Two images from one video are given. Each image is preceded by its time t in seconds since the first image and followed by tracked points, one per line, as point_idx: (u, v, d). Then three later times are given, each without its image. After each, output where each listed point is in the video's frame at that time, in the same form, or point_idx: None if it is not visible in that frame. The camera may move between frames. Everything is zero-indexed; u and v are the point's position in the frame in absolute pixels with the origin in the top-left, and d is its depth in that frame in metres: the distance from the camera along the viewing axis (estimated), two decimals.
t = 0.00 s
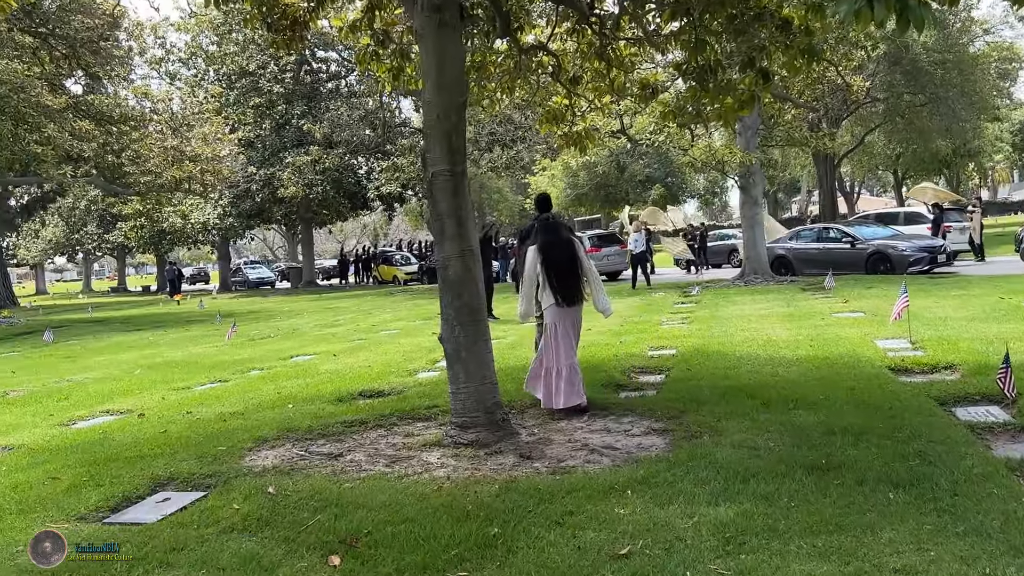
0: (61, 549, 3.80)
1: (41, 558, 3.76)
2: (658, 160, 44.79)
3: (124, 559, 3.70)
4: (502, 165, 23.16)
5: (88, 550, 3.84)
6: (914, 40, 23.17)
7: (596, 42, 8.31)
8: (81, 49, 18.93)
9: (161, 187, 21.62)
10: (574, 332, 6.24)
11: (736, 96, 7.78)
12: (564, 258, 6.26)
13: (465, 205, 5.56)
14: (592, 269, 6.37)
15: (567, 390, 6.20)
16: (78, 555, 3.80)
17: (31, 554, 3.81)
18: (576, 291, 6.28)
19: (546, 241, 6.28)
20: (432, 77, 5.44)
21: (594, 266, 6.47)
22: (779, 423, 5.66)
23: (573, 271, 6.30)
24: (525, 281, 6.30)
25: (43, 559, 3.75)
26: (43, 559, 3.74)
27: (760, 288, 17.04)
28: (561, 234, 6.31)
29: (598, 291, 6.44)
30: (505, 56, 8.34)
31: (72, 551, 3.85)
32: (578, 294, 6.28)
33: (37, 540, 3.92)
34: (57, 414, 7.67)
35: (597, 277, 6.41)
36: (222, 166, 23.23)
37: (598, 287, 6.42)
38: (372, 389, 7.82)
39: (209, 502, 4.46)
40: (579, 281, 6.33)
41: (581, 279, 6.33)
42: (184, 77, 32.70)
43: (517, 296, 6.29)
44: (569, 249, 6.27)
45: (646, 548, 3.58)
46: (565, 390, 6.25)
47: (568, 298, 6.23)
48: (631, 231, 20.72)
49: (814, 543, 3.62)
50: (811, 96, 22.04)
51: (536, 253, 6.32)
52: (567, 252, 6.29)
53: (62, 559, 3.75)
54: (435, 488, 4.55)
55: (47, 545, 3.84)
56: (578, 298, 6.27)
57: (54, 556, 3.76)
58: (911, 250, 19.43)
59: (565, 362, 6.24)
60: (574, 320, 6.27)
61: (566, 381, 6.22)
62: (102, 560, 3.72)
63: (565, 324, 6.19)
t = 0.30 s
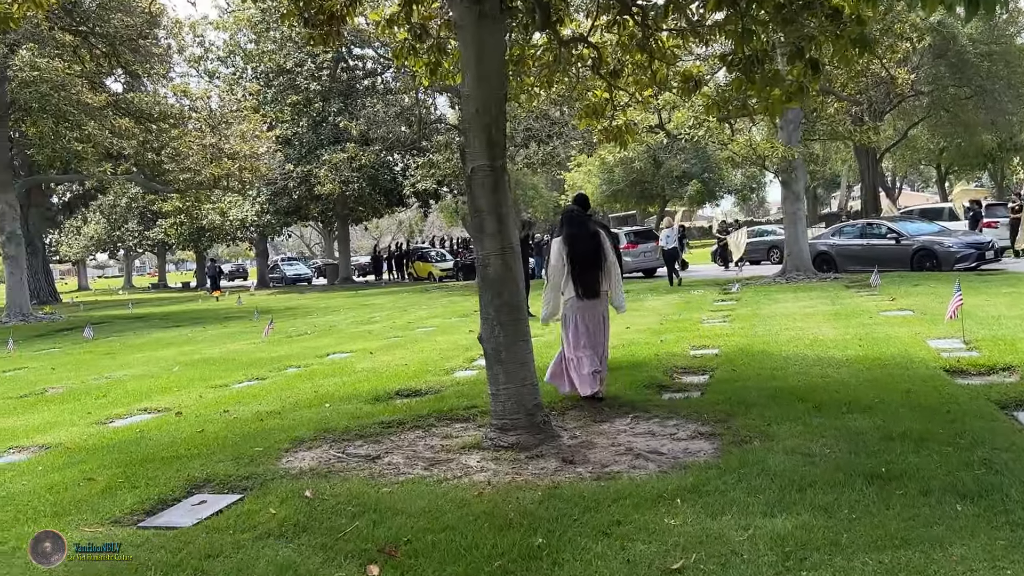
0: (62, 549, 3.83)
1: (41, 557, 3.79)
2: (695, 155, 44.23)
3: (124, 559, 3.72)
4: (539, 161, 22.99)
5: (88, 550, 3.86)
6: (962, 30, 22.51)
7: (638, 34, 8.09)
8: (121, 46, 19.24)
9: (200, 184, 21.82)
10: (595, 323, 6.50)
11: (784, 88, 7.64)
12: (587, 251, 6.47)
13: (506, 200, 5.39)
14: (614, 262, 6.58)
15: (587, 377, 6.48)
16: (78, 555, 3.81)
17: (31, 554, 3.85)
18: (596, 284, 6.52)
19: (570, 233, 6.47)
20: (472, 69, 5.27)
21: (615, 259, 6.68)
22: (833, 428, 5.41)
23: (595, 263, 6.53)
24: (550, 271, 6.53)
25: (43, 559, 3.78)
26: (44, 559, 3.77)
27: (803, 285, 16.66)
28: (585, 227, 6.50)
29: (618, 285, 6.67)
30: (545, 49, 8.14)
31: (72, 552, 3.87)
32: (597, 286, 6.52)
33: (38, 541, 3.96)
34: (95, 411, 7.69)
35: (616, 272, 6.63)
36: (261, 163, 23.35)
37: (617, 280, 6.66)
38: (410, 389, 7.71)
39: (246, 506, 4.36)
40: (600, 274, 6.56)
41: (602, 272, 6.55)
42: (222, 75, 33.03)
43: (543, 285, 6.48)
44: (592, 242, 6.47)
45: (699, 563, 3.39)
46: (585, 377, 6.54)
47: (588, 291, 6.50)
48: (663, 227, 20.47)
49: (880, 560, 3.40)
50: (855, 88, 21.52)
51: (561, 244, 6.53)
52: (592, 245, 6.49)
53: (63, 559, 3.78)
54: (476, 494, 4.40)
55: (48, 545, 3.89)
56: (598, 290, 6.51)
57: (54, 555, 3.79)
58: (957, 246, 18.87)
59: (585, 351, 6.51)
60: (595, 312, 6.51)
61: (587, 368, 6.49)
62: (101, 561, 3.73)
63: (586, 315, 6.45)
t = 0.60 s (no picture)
0: (63, 549, 3.85)
1: (41, 557, 3.82)
2: (724, 152, 43.76)
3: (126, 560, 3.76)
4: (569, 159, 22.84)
5: (88, 551, 3.93)
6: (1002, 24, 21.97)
7: (676, 29, 7.91)
8: (152, 46, 19.17)
9: (231, 183, 21.94)
10: (618, 327, 6.55)
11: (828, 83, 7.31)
12: (610, 254, 6.45)
13: (545, 199, 5.26)
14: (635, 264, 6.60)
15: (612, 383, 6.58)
16: (77, 556, 3.88)
17: (32, 554, 3.87)
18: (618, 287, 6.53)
19: (593, 237, 6.41)
20: (509, 66, 5.13)
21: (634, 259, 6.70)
22: (886, 434, 5.21)
23: (618, 267, 6.51)
24: (572, 276, 6.45)
25: (43, 558, 3.81)
26: (44, 559, 3.80)
27: (840, 285, 16.34)
28: (607, 230, 6.46)
29: (637, 285, 6.73)
30: (580, 45, 8.00)
31: (73, 552, 3.92)
32: (620, 290, 6.52)
33: (37, 540, 3.96)
34: (128, 412, 7.67)
35: (635, 273, 6.68)
36: (291, 162, 23.42)
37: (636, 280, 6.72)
38: (443, 390, 7.63)
39: (282, 512, 4.27)
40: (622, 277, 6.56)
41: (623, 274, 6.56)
42: (252, 74, 33.24)
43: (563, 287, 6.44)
44: (615, 246, 6.44)
45: None
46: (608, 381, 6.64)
47: (612, 296, 6.49)
48: (690, 226, 20.35)
49: None
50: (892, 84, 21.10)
51: (582, 247, 6.49)
52: (614, 250, 6.46)
53: (64, 559, 3.82)
54: (517, 502, 4.27)
55: (47, 544, 3.90)
56: (621, 295, 6.53)
57: (55, 556, 3.82)
58: (997, 244, 18.40)
59: (608, 355, 6.59)
60: (618, 316, 6.55)
61: (611, 373, 6.58)
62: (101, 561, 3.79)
63: (609, 321, 6.52)
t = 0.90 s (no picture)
0: (61, 550, 3.96)
1: (41, 557, 3.92)
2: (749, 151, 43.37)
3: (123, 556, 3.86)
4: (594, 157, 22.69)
5: (87, 549, 4.00)
6: None
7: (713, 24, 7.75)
8: (180, 46, 19.43)
9: (258, 183, 21.99)
10: (637, 321, 6.77)
11: (871, 79, 7.27)
12: (632, 252, 6.78)
13: (587, 197, 5.14)
14: (657, 264, 6.89)
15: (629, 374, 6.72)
16: (77, 556, 3.93)
17: (32, 554, 3.97)
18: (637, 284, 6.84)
19: (616, 234, 6.78)
20: (552, 62, 5.01)
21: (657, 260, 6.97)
22: (940, 439, 5.05)
23: (639, 265, 6.83)
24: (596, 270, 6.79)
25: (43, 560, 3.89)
26: (44, 559, 3.90)
27: (873, 285, 16.07)
28: (630, 230, 6.82)
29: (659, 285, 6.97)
30: (615, 42, 7.87)
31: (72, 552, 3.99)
32: (641, 286, 6.82)
33: (37, 540, 4.07)
34: (162, 412, 7.65)
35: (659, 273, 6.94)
36: (317, 162, 23.48)
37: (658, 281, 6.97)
38: (478, 391, 7.56)
39: (324, 516, 4.20)
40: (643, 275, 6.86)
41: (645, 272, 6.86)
42: (277, 74, 33.43)
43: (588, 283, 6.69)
44: (638, 245, 6.79)
45: None
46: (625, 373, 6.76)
47: (632, 291, 6.81)
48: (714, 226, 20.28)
49: None
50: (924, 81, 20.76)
51: (606, 244, 6.85)
52: (636, 248, 6.80)
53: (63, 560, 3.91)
54: (564, 507, 4.16)
55: (48, 545, 4.00)
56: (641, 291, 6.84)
57: (54, 557, 3.91)
58: None
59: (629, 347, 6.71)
60: (638, 312, 6.81)
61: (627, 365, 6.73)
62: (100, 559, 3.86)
63: (629, 316, 6.76)
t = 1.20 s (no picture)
0: (62, 549, 3.98)
1: (42, 558, 3.95)
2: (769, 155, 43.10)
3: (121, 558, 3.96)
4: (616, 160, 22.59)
5: (88, 550, 4.11)
6: None
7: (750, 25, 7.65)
8: (203, 51, 19.60)
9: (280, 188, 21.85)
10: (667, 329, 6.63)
11: (911, 80, 7.08)
12: (658, 257, 6.68)
13: (627, 201, 5.00)
14: (685, 269, 6.75)
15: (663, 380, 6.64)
16: (77, 556, 4.05)
17: (32, 554, 3.98)
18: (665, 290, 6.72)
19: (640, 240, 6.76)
20: (592, 64, 4.89)
21: (686, 266, 6.84)
22: (994, 450, 4.89)
23: (665, 269, 6.70)
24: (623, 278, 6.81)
25: (43, 560, 3.93)
26: (43, 560, 3.93)
27: (902, 290, 15.82)
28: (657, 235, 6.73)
29: (688, 290, 6.79)
30: (648, 43, 7.80)
31: (72, 553, 4.06)
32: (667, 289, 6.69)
33: (37, 540, 4.06)
34: (191, 418, 7.61)
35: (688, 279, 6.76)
36: (339, 166, 23.51)
37: (689, 286, 6.80)
38: (508, 398, 7.48)
39: (364, 527, 4.11)
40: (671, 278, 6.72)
41: (672, 278, 6.71)
42: (298, 79, 33.62)
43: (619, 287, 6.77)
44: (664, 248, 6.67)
45: None
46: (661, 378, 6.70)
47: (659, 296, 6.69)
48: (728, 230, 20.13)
49: None
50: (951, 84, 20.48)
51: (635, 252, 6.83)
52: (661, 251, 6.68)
53: (63, 559, 3.95)
54: (610, 520, 4.04)
55: (47, 544, 4.02)
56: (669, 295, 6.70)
57: (55, 555, 3.95)
58: None
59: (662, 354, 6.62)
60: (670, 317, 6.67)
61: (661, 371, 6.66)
62: (99, 560, 3.99)
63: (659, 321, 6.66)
